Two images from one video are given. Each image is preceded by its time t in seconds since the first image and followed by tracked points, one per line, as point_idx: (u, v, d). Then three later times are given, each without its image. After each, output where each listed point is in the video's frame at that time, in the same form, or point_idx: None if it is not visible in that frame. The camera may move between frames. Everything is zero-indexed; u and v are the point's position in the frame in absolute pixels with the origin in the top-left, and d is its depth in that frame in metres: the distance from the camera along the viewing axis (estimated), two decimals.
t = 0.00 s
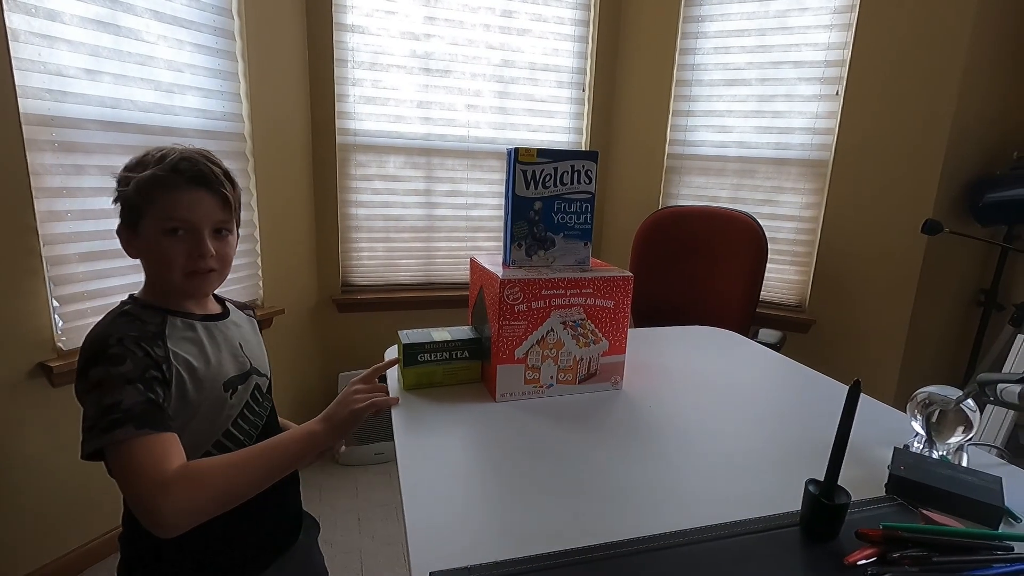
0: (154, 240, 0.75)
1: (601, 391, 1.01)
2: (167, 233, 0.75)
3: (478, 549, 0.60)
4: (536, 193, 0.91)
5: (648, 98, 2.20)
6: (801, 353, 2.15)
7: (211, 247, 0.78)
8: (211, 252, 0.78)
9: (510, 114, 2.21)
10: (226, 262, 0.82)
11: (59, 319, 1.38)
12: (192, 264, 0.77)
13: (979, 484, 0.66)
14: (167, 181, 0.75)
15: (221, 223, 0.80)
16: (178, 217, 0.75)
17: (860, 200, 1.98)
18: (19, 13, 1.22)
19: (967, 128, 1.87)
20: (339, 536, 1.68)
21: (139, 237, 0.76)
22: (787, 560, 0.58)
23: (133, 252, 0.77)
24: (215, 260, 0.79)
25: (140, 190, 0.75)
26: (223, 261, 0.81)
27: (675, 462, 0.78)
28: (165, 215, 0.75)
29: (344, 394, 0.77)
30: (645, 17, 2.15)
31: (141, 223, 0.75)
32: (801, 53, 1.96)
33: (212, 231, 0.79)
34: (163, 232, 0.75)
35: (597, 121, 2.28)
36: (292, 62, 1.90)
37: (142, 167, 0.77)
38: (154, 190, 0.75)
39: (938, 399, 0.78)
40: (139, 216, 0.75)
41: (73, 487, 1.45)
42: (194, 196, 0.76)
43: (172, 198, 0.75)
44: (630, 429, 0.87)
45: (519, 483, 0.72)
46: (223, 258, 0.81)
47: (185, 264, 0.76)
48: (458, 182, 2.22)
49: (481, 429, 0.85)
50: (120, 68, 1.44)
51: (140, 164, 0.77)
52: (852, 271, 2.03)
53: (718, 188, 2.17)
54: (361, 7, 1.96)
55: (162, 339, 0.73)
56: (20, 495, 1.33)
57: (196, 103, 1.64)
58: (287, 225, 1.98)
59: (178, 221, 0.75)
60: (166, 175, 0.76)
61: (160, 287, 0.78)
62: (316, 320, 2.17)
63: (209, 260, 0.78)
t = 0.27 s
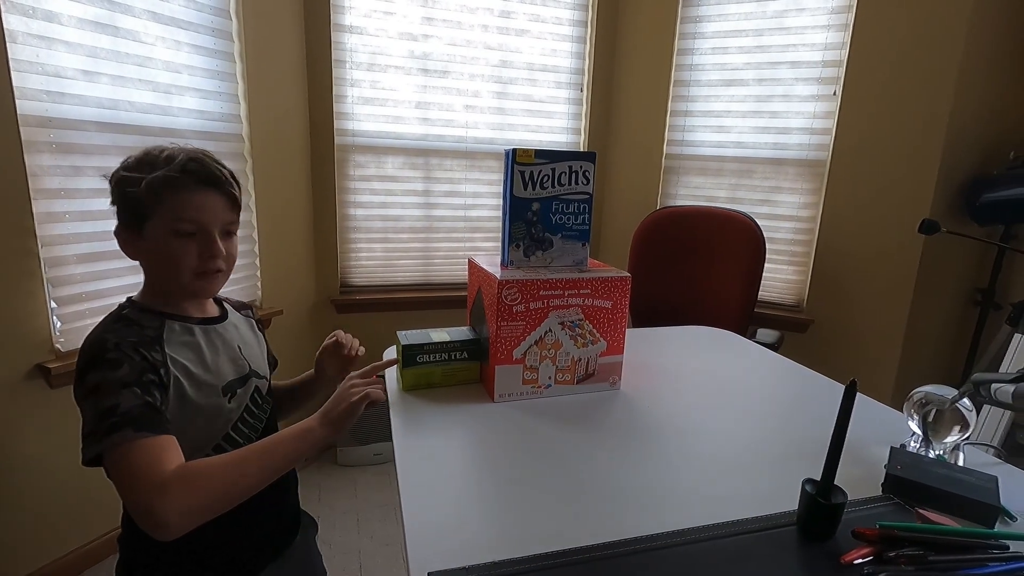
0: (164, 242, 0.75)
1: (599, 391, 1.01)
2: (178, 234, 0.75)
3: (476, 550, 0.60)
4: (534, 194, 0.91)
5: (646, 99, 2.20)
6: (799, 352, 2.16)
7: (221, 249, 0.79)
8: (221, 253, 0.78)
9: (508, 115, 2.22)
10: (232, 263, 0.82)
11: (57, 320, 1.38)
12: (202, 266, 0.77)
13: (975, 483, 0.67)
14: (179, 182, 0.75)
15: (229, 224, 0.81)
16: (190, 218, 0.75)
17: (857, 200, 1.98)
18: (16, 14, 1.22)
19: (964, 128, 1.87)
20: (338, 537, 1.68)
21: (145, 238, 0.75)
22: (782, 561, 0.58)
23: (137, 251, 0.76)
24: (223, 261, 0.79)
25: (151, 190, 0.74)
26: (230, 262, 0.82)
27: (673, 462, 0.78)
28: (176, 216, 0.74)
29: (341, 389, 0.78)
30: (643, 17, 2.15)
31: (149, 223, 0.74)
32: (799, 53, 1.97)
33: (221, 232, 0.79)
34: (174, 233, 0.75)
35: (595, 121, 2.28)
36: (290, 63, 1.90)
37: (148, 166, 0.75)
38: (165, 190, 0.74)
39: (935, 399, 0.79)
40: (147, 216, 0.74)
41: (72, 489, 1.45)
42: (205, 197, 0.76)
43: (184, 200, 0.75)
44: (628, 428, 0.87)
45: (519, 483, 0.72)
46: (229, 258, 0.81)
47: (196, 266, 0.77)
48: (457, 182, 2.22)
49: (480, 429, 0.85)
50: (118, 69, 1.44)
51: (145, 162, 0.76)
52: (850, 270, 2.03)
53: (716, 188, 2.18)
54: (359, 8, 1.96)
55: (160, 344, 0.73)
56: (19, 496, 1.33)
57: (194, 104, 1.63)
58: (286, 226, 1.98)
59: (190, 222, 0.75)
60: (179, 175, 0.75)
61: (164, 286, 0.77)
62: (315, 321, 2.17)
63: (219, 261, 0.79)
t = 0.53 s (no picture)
0: (202, 246, 0.76)
1: (597, 390, 1.01)
2: (217, 239, 0.77)
3: (475, 550, 0.60)
4: (532, 193, 0.91)
5: (644, 99, 2.20)
6: (797, 352, 2.16)
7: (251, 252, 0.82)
8: (251, 257, 0.82)
9: (506, 115, 2.22)
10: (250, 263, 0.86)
11: (55, 320, 1.37)
12: (232, 271, 0.80)
13: (974, 482, 0.67)
14: (222, 191, 0.77)
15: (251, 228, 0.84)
16: (233, 226, 0.78)
17: (854, 199, 1.98)
18: (13, 14, 1.22)
19: (962, 127, 1.88)
20: (337, 537, 1.67)
21: (181, 241, 0.75)
22: (781, 559, 0.58)
23: (166, 253, 0.76)
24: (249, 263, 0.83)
25: (195, 196, 0.75)
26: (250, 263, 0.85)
27: (672, 462, 0.78)
28: (219, 223, 0.76)
29: (340, 379, 0.80)
30: (641, 17, 2.15)
31: (187, 227, 0.75)
32: (796, 53, 1.97)
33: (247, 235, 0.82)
34: (212, 239, 0.76)
35: (593, 121, 2.28)
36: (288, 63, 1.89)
37: (187, 170, 0.75)
38: (209, 198, 0.76)
39: (932, 397, 0.79)
40: (187, 219, 0.74)
41: (70, 489, 1.44)
42: (242, 207, 0.79)
43: (226, 208, 0.77)
44: (628, 429, 0.87)
45: (518, 483, 0.72)
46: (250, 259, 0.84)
47: (230, 270, 0.79)
48: (455, 182, 2.22)
49: (479, 429, 0.85)
50: (115, 69, 1.43)
51: (181, 165, 0.75)
52: (847, 270, 2.04)
53: (714, 188, 2.18)
54: (357, 7, 1.96)
55: (162, 345, 0.74)
56: (17, 496, 1.32)
57: (191, 104, 1.63)
58: (284, 226, 1.98)
59: (231, 230, 0.78)
60: (222, 184, 0.77)
61: (189, 288, 0.78)
62: (313, 321, 2.17)
63: (247, 264, 0.82)
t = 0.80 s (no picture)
0: (246, 247, 0.80)
1: (622, 392, 1.00)
2: (257, 240, 0.80)
3: (473, 550, 0.59)
4: (556, 194, 0.92)
5: (643, 99, 2.21)
6: (795, 351, 2.16)
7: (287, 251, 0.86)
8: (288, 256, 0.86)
9: (504, 115, 2.22)
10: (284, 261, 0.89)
11: (52, 321, 1.37)
12: (271, 270, 0.84)
13: (971, 482, 0.67)
14: (261, 193, 0.80)
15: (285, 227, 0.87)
16: (271, 227, 0.81)
17: (851, 198, 1.99)
18: (10, 14, 1.22)
19: (959, 127, 1.88)
20: (334, 538, 1.67)
21: (226, 243, 0.78)
22: (777, 560, 0.58)
23: (208, 254, 0.79)
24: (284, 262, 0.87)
25: (238, 199, 0.78)
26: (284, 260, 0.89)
27: (671, 462, 0.78)
28: (261, 225, 0.80)
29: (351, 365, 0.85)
30: (639, 18, 2.16)
31: (232, 230, 0.78)
32: (793, 54, 1.97)
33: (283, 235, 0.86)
34: (255, 239, 0.80)
35: (591, 122, 2.29)
36: (286, 64, 1.89)
37: (228, 173, 0.78)
38: (250, 200, 0.79)
39: (929, 397, 0.79)
40: (229, 222, 0.78)
41: (66, 491, 1.44)
42: (279, 207, 0.83)
43: (266, 209, 0.81)
44: (626, 427, 0.88)
45: (519, 481, 0.72)
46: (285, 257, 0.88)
47: (269, 269, 0.83)
48: (454, 183, 2.22)
49: (477, 428, 0.85)
50: (112, 69, 1.43)
51: (221, 168, 0.78)
52: (845, 269, 2.04)
53: (712, 188, 2.18)
54: (355, 7, 1.95)
55: (188, 338, 0.77)
56: (14, 497, 1.32)
57: (189, 104, 1.63)
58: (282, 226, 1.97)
59: (271, 231, 0.82)
60: (261, 186, 0.80)
61: (230, 287, 0.82)
62: (311, 321, 2.16)
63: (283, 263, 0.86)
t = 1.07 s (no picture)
0: (322, 257, 0.87)
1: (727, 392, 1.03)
2: (334, 250, 0.87)
3: (469, 551, 0.59)
4: (653, 197, 1.00)
5: (640, 101, 2.22)
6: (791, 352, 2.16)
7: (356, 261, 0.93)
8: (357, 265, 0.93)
9: (502, 116, 2.22)
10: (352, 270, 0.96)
11: (47, 323, 1.37)
12: (343, 279, 0.91)
13: (967, 482, 0.67)
14: (335, 207, 0.88)
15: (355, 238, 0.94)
16: (345, 238, 0.88)
17: (848, 198, 1.99)
18: (5, 14, 1.22)
19: (956, 129, 1.88)
20: (331, 539, 1.67)
21: (305, 253, 0.85)
22: (773, 561, 0.58)
23: (291, 265, 0.86)
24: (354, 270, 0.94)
25: (316, 213, 0.86)
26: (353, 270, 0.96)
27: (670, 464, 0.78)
28: (335, 236, 0.87)
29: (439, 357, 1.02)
30: (636, 19, 2.18)
31: (310, 241, 0.85)
32: (790, 55, 1.98)
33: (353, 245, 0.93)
34: (330, 250, 0.87)
35: (588, 123, 2.30)
36: (283, 65, 1.89)
37: (307, 190, 0.87)
38: (328, 215, 0.87)
39: (923, 398, 0.79)
40: (309, 235, 0.85)
41: (63, 493, 1.43)
42: (349, 221, 0.90)
43: (339, 222, 0.88)
44: (624, 429, 0.87)
45: (516, 482, 0.72)
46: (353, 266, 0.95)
47: (343, 277, 0.90)
48: (451, 184, 2.22)
49: (475, 429, 0.85)
50: (109, 69, 1.43)
51: (302, 188, 0.86)
52: (843, 271, 2.04)
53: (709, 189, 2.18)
54: (352, 8, 1.95)
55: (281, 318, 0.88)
56: (10, 498, 1.31)
57: (186, 105, 1.63)
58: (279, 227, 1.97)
59: (343, 242, 0.89)
60: (335, 201, 0.88)
61: (308, 293, 0.89)
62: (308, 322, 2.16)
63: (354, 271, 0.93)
